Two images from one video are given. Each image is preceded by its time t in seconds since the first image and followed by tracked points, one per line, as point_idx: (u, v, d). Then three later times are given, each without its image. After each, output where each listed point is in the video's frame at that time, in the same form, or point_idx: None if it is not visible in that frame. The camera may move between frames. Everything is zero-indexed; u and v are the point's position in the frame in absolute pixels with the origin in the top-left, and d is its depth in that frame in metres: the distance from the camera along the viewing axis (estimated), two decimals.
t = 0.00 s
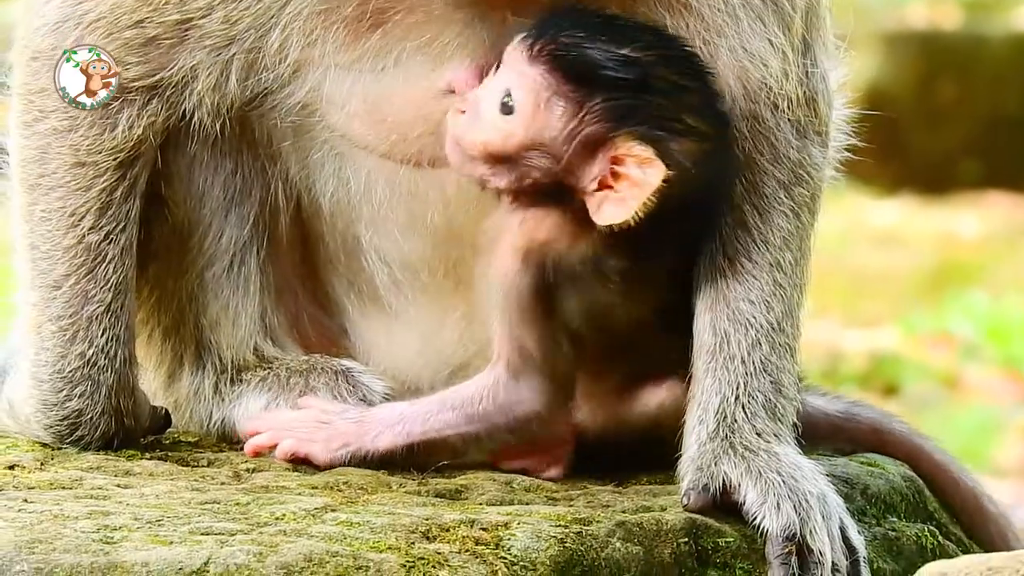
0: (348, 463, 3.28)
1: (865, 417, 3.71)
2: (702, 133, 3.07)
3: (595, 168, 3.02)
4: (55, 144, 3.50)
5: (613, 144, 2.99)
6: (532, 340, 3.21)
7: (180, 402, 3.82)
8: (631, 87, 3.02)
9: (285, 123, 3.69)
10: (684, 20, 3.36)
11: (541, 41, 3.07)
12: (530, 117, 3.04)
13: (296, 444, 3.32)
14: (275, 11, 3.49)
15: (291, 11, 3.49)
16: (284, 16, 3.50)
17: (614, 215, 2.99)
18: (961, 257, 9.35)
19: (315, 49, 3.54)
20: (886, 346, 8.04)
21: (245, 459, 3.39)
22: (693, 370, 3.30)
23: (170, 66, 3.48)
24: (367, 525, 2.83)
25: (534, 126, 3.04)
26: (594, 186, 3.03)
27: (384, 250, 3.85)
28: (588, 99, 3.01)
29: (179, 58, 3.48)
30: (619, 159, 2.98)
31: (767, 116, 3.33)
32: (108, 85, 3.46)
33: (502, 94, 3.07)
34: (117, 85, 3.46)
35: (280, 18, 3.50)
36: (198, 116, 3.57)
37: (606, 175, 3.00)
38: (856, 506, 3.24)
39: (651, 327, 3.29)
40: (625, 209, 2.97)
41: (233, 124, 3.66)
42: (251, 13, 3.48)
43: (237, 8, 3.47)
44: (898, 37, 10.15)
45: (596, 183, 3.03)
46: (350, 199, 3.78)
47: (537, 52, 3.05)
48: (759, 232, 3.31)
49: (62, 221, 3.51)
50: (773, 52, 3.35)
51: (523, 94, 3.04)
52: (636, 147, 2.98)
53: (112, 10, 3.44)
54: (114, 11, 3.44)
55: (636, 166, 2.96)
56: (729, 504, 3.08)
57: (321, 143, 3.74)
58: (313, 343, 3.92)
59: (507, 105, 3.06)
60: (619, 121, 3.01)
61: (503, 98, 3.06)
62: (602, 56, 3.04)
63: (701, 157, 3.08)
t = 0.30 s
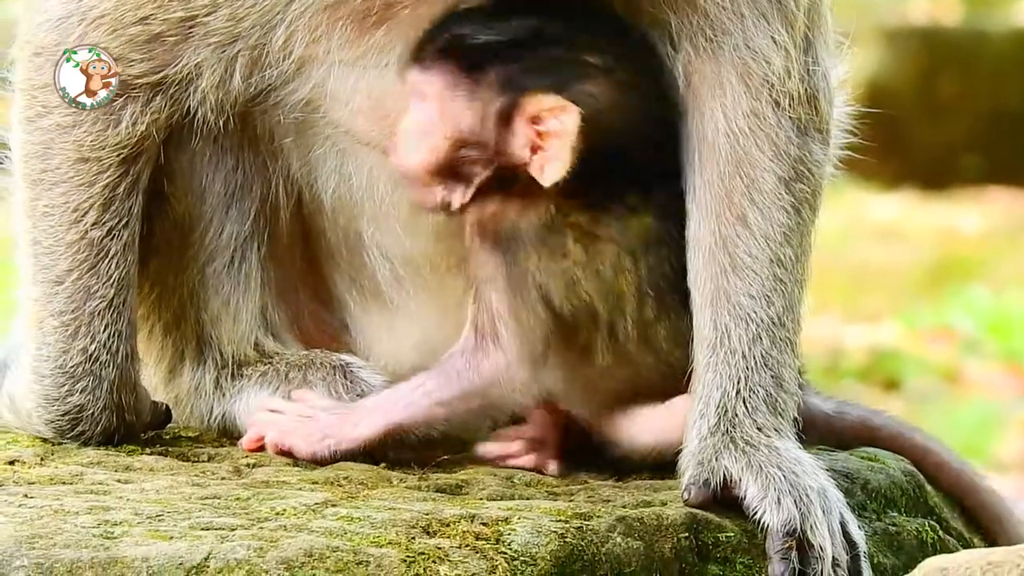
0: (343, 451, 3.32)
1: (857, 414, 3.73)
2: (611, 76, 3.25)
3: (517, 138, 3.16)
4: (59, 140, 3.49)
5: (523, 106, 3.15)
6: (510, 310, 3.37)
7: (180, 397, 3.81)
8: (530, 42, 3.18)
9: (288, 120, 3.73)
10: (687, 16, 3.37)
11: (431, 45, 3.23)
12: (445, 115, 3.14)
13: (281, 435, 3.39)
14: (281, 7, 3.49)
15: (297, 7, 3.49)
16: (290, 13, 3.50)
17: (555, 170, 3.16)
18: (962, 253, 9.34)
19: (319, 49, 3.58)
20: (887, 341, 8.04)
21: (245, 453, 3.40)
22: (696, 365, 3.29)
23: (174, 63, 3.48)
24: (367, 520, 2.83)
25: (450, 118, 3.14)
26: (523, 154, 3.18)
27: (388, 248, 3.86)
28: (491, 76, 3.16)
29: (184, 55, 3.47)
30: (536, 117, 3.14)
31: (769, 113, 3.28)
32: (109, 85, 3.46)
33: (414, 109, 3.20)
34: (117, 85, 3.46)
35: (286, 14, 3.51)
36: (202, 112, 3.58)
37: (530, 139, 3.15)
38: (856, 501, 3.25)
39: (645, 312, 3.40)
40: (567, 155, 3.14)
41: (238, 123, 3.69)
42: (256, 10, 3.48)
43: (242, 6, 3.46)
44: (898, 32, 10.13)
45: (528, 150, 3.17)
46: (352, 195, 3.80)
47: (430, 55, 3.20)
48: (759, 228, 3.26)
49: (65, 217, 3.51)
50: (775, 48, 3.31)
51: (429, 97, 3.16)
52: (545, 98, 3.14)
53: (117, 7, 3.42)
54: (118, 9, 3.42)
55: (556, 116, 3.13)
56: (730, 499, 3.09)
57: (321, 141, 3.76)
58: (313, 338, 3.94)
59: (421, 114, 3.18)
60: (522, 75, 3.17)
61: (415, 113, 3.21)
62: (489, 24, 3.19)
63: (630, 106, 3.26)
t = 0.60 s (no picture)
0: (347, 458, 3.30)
1: (864, 416, 3.72)
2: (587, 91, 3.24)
3: (533, 186, 3.22)
4: (60, 136, 3.49)
5: (524, 157, 3.20)
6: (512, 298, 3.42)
7: (178, 393, 3.81)
8: (493, 104, 3.17)
9: (284, 118, 3.70)
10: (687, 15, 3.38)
11: (393, 150, 3.22)
12: (456, 219, 3.25)
13: (289, 435, 3.34)
14: (285, 6, 3.48)
15: (300, 5, 3.48)
16: (292, 11, 3.49)
17: (582, 197, 3.20)
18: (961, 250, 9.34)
19: (321, 46, 3.56)
20: (886, 338, 8.05)
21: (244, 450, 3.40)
22: (694, 360, 3.28)
23: (176, 63, 3.47)
24: (365, 516, 2.83)
25: (461, 215, 3.25)
26: (542, 197, 3.25)
27: (380, 244, 3.82)
28: (476, 158, 3.21)
29: (185, 55, 3.47)
30: (542, 161, 3.18)
31: (769, 109, 3.29)
32: (109, 85, 3.45)
33: (419, 221, 3.28)
34: (117, 85, 3.45)
35: (288, 13, 3.49)
36: (201, 112, 3.57)
37: (544, 183, 3.21)
38: (854, 498, 3.26)
39: (645, 307, 3.38)
40: (582, 186, 3.19)
41: (234, 121, 3.66)
42: (259, 9, 3.47)
43: (246, 3, 3.45)
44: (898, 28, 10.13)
45: (542, 193, 3.24)
46: (346, 192, 3.77)
47: (404, 166, 3.21)
48: (758, 224, 3.26)
49: (65, 213, 3.50)
50: (777, 45, 3.33)
51: (436, 209, 3.24)
52: (542, 139, 3.18)
53: (118, 6, 3.43)
54: (120, 7, 3.43)
55: (559, 152, 3.17)
56: (728, 495, 3.09)
57: (318, 138, 3.73)
58: (310, 333, 3.95)
59: (431, 222, 3.27)
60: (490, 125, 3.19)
61: (419, 220, 3.28)
62: (423, 94, 3.18)
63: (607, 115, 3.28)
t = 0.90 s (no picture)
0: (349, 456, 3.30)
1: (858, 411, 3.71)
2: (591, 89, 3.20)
3: (545, 168, 3.20)
4: (58, 138, 3.49)
5: (537, 140, 3.16)
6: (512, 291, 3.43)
7: (176, 394, 3.81)
8: (506, 89, 3.13)
9: (284, 120, 3.70)
10: (687, 13, 3.36)
11: (406, 135, 3.18)
12: (467, 203, 3.22)
13: (292, 434, 3.32)
14: (283, 8, 3.47)
15: (300, 7, 3.47)
16: (292, 14, 3.48)
17: (593, 181, 3.19)
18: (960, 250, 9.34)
19: (319, 47, 3.53)
20: (884, 338, 8.05)
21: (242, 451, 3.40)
22: (692, 359, 3.29)
23: (174, 65, 3.48)
24: (363, 516, 2.83)
25: (473, 198, 3.22)
26: (553, 179, 3.22)
27: (379, 246, 3.82)
28: (488, 141, 3.18)
29: (184, 57, 3.47)
30: (556, 147, 3.15)
31: (767, 108, 3.28)
32: (109, 85, 3.45)
33: (429, 205, 3.24)
34: (117, 86, 3.45)
35: (288, 15, 3.49)
36: (200, 113, 3.57)
37: (557, 166, 3.18)
38: (852, 497, 3.25)
39: (643, 299, 3.44)
40: (595, 173, 3.17)
41: (236, 121, 3.67)
42: (259, 11, 3.47)
43: (245, 7, 3.45)
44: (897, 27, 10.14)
45: (554, 176, 3.21)
46: (346, 195, 3.76)
47: (417, 151, 3.17)
48: (755, 223, 3.25)
49: (63, 215, 3.50)
50: (776, 43, 3.32)
51: (448, 193, 3.21)
52: (556, 123, 3.15)
53: (117, 7, 3.43)
54: (118, 9, 3.43)
55: (574, 137, 3.14)
56: (726, 494, 3.09)
57: (317, 141, 3.72)
58: (307, 333, 3.94)
59: (442, 206, 3.23)
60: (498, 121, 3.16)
61: (429, 204, 3.24)
62: (434, 79, 3.14)
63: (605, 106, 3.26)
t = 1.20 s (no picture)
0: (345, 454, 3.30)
1: (851, 408, 3.72)
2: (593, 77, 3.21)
3: (568, 144, 3.23)
4: (53, 136, 3.49)
5: (565, 115, 3.20)
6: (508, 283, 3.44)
7: (171, 392, 3.81)
8: (540, 62, 3.17)
9: (281, 118, 3.70)
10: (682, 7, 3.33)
11: (434, 96, 3.17)
12: (489, 169, 3.22)
13: (289, 435, 3.31)
14: (280, 7, 3.46)
15: (296, 5, 3.47)
16: (288, 12, 3.47)
17: (615, 160, 3.23)
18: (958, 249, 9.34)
19: (316, 46, 3.54)
20: (881, 337, 8.06)
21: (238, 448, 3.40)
22: (688, 356, 3.29)
23: (169, 64, 3.46)
24: (359, 514, 2.83)
25: (494, 165, 3.23)
26: (575, 156, 3.25)
27: (376, 245, 3.86)
28: (518, 111, 3.19)
29: (179, 55, 3.46)
30: (584, 122, 3.19)
31: (762, 104, 3.26)
32: (109, 85, 3.45)
33: (449, 167, 3.22)
34: (118, 86, 3.45)
35: (284, 14, 3.48)
36: (195, 112, 3.56)
37: (580, 142, 3.22)
38: (848, 494, 3.25)
39: (641, 288, 3.46)
40: (618, 152, 3.21)
41: (232, 121, 3.68)
42: (254, 10, 3.45)
43: (240, 6, 3.43)
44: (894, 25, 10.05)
45: (576, 154, 3.25)
46: (344, 194, 3.80)
47: (445, 114, 3.16)
48: (750, 220, 3.24)
49: (58, 213, 3.50)
50: (769, 38, 3.29)
51: (471, 157, 3.20)
52: (585, 100, 3.19)
53: (111, 7, 3.43)
54: (114, 8, 3.43)
55: (603, 114, 3.18)
56: (722, 491, 3.09)
57: (315, 138, 3.75)
58: (303, 331, 3.95)
59: (462, 169, 3.22)
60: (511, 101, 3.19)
61: (448, 166, 3.22)
62: (468, 45, 3.15)
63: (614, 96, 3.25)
